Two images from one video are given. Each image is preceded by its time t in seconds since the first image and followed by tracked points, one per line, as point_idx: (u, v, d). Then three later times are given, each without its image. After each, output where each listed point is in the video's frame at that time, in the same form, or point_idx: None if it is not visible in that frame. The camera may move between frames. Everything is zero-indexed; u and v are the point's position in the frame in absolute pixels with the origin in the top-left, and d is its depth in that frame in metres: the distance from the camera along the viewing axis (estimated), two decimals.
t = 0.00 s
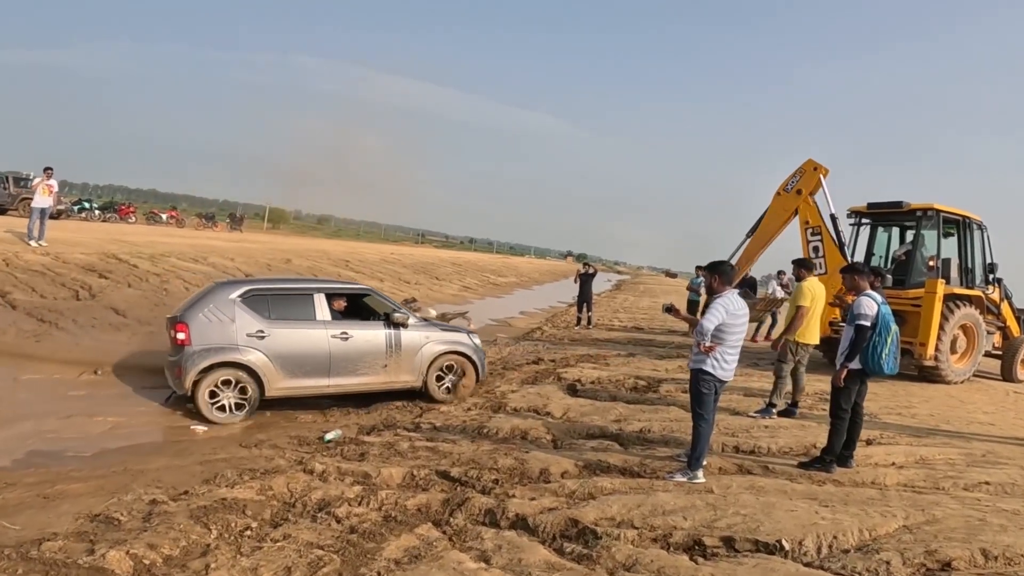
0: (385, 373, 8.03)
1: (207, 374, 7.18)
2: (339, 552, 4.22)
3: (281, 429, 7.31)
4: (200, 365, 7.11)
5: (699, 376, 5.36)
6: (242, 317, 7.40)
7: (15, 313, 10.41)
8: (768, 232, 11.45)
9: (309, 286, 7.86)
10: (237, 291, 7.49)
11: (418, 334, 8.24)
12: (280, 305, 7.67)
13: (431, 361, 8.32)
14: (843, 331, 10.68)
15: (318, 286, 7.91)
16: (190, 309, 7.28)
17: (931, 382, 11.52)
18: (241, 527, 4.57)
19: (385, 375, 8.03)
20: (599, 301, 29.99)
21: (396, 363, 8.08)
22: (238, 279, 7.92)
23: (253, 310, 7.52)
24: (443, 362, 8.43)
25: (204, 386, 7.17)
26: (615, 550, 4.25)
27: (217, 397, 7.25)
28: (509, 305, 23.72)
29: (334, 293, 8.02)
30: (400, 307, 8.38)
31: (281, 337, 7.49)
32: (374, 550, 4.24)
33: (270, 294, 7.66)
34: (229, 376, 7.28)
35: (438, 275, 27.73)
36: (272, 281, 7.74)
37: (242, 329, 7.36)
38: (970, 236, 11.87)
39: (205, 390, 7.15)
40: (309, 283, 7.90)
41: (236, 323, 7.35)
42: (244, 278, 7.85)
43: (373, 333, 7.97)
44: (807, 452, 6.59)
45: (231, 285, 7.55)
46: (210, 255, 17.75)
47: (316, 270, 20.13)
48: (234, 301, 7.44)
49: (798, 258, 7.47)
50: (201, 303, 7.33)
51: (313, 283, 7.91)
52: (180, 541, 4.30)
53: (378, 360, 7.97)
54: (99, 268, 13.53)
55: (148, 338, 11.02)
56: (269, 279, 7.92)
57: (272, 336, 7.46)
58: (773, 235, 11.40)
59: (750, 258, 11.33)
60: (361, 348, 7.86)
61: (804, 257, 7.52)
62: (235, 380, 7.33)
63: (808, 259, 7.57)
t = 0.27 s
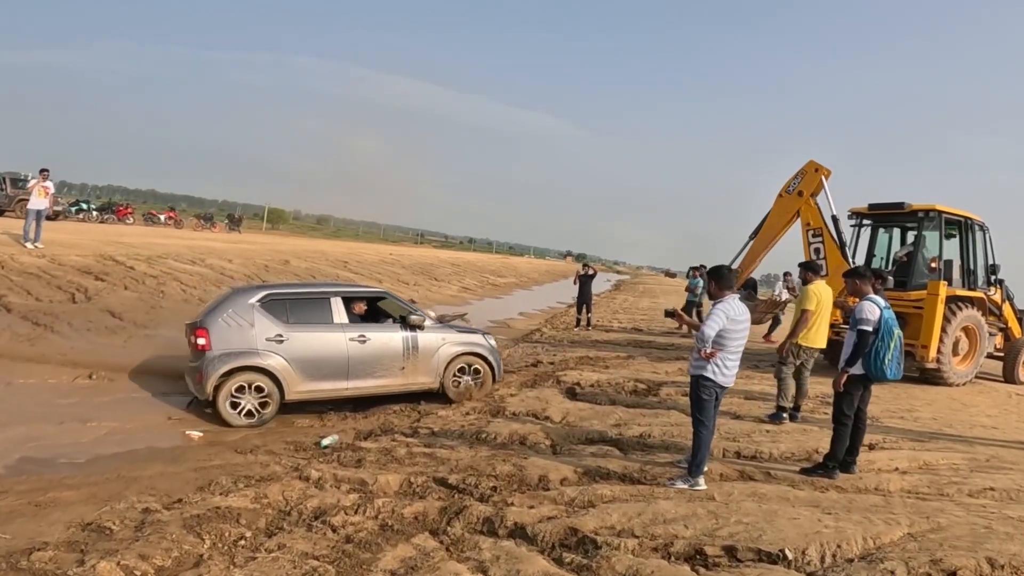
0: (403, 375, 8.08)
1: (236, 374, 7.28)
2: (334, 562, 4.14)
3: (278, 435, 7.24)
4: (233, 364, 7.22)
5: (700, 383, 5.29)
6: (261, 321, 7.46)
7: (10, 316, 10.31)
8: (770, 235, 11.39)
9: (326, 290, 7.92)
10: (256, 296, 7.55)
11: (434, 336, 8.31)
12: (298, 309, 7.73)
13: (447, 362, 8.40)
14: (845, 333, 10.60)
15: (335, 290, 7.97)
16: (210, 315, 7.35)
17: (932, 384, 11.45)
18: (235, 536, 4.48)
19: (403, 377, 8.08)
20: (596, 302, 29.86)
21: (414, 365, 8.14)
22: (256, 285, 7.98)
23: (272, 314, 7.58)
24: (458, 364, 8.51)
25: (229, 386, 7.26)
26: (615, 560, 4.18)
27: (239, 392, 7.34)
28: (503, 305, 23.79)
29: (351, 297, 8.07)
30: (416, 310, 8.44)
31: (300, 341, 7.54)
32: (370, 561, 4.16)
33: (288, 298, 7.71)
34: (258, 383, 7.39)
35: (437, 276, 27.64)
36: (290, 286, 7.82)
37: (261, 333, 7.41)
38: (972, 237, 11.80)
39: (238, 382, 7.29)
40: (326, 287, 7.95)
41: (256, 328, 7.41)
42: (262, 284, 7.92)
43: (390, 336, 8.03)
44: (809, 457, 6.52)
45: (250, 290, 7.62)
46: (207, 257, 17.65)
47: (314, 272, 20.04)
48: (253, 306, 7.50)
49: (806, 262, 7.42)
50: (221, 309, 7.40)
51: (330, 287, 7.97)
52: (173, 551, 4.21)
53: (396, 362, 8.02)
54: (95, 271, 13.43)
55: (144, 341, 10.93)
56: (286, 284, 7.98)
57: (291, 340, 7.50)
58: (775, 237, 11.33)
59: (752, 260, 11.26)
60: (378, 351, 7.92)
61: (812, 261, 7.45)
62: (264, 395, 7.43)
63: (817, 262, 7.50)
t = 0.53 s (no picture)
0: (423, 373, 8.23)
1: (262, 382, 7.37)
2: (339, 568, 4.09)
3: (280, 438, 7.19)
4: (258, 372, 7.32)
5: (705, 386, 5.25)
6: (281, 330, 7.56)
7: (9, 318, 10.25)
8: (773, 235, 11.36)
9: (341, 295, 8.03)
10: (273, 306, 7.65)
11: (450, 333, 8.45)
12: (316, 316, 7.83)
13: (464, 359, 8.54)
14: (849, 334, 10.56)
15: (349, 294, 8.09)
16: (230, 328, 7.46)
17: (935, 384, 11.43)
18: (239, 542, 4.43)
19: (423, 375, 8.24)
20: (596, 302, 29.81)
21: (434, 362, 8.30)
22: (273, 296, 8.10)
23: (291, 323, 7.68)
24: (476, 359, 8.66)
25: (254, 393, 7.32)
26: (623, 566, 4.14)
27: (271, 391, 7.41)
28: (502, 305, 23.81)
29: (365, 300, 8.19)
30: (430, 309, 8.56)
31: (320, 347, 7.64)
32: (376, 567, 4.11)
33: (305, 306, 7.82)
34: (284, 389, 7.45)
35: (436, 276, 27.57)
36: (307, 294, 7.92)
37: (282, 341, 7.50)
38: (974, 238, 11.78)
39: (278, 383, 7.42)
40: (341, 293, 8.07)
41: (277, 337, 7.50)
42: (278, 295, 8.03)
43: (407, 336, 8.15)
44: (815, 460, 6.48)
45: (268, 300, 7.72)
46: (206, 257, 17.58)
47: (314, 272, 19.96)
48: (272, 315, 7.60)
49: (814, 262, 7.39)
50: (241, 322, 7.51)
51: (345, 292, 8.09)
52: (177, 558, 4.15)
53: (416, 361, 8.18)
54: (94, 272, 13.36)
55: (145, 343, 10.87)
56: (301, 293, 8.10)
57: (312, 346, 7.60)
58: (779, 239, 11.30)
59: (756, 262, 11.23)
60: (397, 351, 8.05)
61: (818, 261, 7.43)
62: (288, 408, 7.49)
63: (822, 263, 7.48)
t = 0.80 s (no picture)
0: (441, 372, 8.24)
1: (283, 382, 7.38)
2: (348, 572, 4.06)
3: (284, 438, 7.16)
4: (279, 373, 7.33)
5: (713, 387, 5.22)
6: (299, 331, 7.57)
7: (10, 317, 10.20)
8: (777, 236, 11.34)
9: (357, 295, 8.04)
10: (291, 308, 7.67)
11: (465, 332, 8.46)
12: (333, 317, 7.84)
13: (480, 357, 8.56)
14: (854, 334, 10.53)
15: (365, 294, 8.10)
16: (249, 330, 7.48)
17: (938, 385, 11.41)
18: (246, 545, 4.40)
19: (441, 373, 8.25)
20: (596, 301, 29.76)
21: (450, 360, 8.30)
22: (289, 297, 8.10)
23: (309, 324, 7.69)
24: (490, 358, 8.67)
25: (274, 393, 7.31)
26: (634, 568, 4.11)
27: (296, 392, 7.43)
28: (504, 305, 23.55)
29: (380, 300, 8.20)
30: (444, 309, 8.57)
31: (339, 347, 7.65)
32: (384, 571, 4.08)
33: (322, 306, 7.83)
34: (304, 389, 7.45)
35: (437, 275, 27.52)
36: (323, 295, 7.94)
37: (301, 341, 7.51)
38: (978, 238, 11.76)
39: (309, 389, 7.47)
40: (357, 293, 8.08)
41: (295, 337, 7.51)
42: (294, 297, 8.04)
43: (423, 335, 8.16)
44: (822, 461, 6.46)
45: (286, 301, 7.75)
46: (206, 256, 17.52)
47: (314, 271, 19.91)
48: (289, 316, 7.62)
49: (817, 262, 7.40)
50: (260, 323, 7.52)
51: (360, 292, 8.09)
52: (184, 561, 4.12)
53: (433, 358, 8.18)
54: (95, 271, 13.32)
55: (147, 343, 10.83)
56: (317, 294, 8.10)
57: (330, 346, 7.61)
58: (784, 240, 11.27)
59: (762, 264, 11.21)
60: (414, 350, 8.05)
61: (824, 262, 7.43)
62: (306, 415, 7.48)
63: (827, 263, 7.48)
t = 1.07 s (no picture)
0: (444, 371, 8.20)
1: (287, 382, 7.34)
2: (352, 573, 4.02)
3: (286, 438, 7.12)
4: (284, 372, 7.29)
5: (719, 387, 5.18)
6: (304, 330, 7.52)
7: (11, 316, 10.16)
8: (781, 235, 11.29)
9: (361, 295, 8.00)
10: (296, 307, 7.62)
11: (469, 331, 8.42)
12: (338, 316, 7.80)
13: (483, 357, 8.52)
14: (857, 333, 10.49)
15: (369, 293, 8.06)
16: (253, 329, 7.43)
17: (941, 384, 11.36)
18: (248, 546, 4.36)
19: (444, 373, 8.20)
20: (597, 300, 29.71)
21: (453, 359, 8.26)
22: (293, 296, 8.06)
23: (314, 323, 7.64)
24: (493, 358, 8.63)
25: (278, 392, 7.27)
26: (640, 570, 4.07)
27: (302, 391, 7.40)
28: (508, 305, 23.14)
29: (384, 299, 8.16)
30: (448, 308, 8.53)
31: (343, 346, 7.60)
32: (388, 572, 4.04)
33: (326, 306, 7.79)
34: (308, 388, 7.42)
35: (438, 273, 27.46)
36: (327, 294, 7.90)
37: (305, 340, 7.47)
38: (982, 237, 11.72)
39: (314, 389, 7.45)
40: (361, 292, 8.04)
41: (300, 337, 7.47)
42: (298, 296, 7.99)
43: (427, 334, 8.12)
44: (827, 460, 6.42)
45: (289, 301, 7.71)
46: (207, 254, 17.47)
47: (315, 269, 19.86)
48: (294, 315, 7.57)
49: (821, 261, 7.36)
50: (264, 322, 7.48)
51: (364, 291, 8.05)
52: (186, 562, 4.08)
53: (436, 358, 8.13)
54: (95, 269, 13.27)
55: (147, 341, 10.79)
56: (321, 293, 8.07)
57: (335, 346, 7.56)
58: (788, 239, 11.23)
59: (767, 263, 11.16)
60: (418, 349, 8.02)
61: (827, 261, 7.37)
62: (310, 415, 7.45)
63: (831, 262, 7.44)
